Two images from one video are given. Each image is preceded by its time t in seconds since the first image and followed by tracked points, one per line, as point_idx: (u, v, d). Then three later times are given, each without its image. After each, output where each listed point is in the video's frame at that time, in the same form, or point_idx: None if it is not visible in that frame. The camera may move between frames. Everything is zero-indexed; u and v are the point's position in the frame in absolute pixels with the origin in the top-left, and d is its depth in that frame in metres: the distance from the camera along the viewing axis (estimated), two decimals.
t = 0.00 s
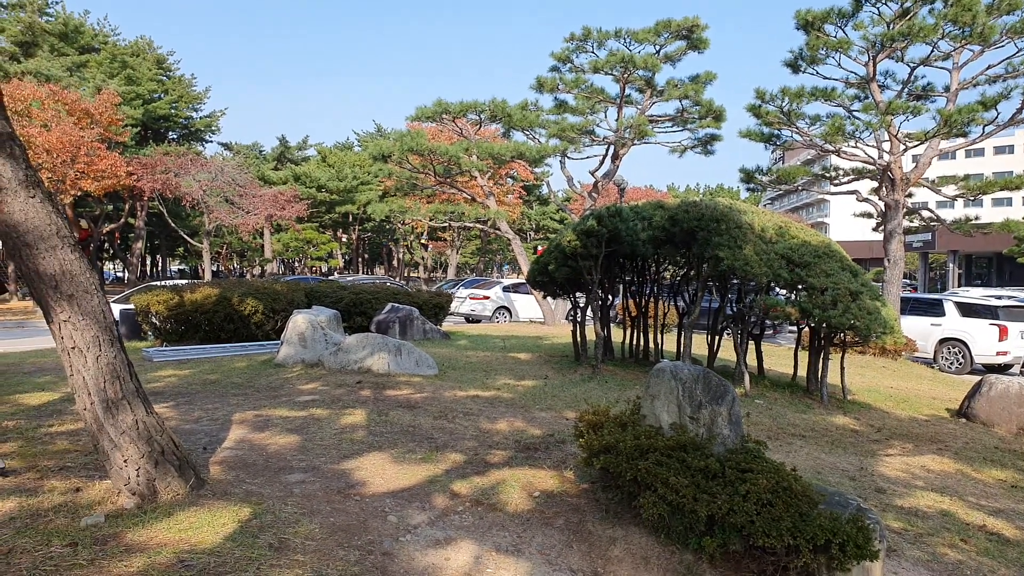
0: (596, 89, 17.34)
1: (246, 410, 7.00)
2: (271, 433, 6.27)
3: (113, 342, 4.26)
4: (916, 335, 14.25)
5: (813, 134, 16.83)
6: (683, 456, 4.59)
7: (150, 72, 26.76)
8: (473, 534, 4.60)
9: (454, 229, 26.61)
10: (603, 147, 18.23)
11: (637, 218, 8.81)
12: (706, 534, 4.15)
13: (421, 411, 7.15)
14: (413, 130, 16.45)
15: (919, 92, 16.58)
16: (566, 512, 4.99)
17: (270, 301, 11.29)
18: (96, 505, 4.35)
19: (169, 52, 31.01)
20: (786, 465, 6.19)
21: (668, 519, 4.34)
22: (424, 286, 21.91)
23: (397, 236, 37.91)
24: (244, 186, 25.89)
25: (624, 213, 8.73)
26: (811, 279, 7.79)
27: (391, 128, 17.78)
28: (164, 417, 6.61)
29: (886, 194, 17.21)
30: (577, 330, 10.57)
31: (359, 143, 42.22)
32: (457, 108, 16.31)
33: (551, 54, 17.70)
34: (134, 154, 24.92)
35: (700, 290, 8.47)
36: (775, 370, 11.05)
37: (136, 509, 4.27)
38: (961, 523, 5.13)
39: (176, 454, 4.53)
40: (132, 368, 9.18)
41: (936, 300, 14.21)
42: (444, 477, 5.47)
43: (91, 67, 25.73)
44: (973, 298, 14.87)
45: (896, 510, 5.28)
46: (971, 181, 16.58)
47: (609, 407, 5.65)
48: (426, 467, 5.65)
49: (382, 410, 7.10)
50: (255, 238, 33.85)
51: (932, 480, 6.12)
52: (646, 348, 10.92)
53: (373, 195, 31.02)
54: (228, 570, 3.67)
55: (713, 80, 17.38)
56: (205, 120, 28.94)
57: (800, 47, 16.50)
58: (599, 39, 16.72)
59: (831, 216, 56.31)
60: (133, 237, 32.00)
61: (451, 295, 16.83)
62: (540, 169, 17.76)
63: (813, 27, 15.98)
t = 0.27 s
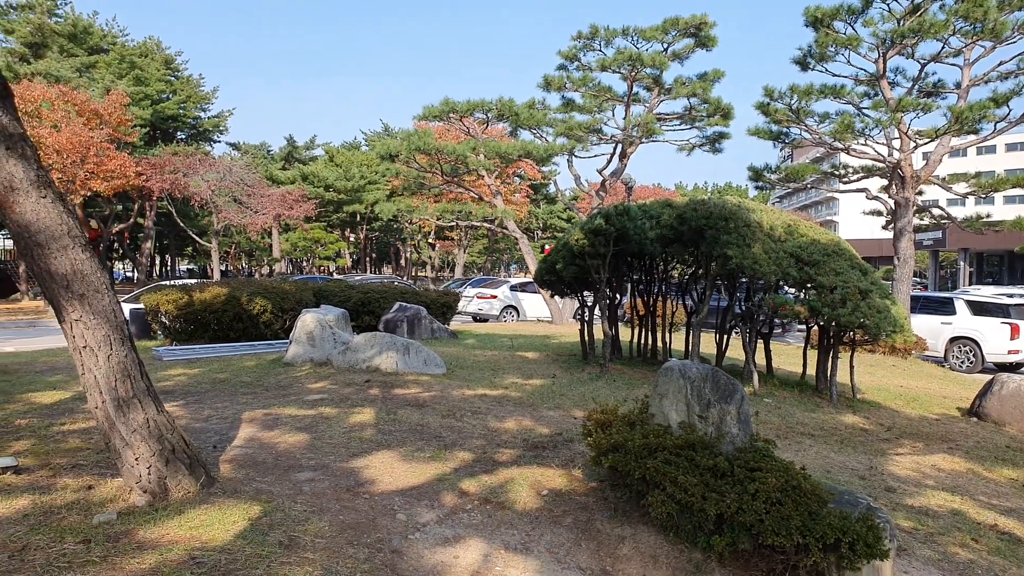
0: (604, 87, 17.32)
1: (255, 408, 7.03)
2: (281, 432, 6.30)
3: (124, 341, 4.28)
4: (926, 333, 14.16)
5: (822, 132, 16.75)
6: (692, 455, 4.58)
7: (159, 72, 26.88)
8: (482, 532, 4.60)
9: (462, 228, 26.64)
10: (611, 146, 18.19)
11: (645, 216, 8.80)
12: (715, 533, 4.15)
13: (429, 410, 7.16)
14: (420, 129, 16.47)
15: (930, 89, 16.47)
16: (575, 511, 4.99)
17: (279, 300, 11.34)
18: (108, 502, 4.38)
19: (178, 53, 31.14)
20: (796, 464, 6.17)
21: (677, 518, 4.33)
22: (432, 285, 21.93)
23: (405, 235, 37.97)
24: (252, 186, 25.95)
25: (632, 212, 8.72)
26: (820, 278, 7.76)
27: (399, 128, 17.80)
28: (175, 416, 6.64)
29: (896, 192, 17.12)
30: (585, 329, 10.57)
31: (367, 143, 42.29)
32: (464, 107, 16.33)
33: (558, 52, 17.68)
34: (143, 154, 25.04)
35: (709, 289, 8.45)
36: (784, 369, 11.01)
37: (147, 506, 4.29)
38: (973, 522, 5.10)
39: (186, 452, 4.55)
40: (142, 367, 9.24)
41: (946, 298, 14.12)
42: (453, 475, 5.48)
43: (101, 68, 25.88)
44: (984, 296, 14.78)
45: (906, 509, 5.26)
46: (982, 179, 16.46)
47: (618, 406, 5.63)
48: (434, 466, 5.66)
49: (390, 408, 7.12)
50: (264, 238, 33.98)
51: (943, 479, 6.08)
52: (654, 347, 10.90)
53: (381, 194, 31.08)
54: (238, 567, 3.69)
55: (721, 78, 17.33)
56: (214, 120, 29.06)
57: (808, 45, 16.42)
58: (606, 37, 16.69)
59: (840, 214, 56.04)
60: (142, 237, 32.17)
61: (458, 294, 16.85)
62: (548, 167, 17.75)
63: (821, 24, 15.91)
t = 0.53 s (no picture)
0: (618, 87, 17.28)
1: (270, 406, 7.06)
2: (295, 429, 6.32)
3: (141, 338, 4.30)
4: (944, 336, 14.01)
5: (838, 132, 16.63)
6: (707, 457, 4.54)
7: (176, 71, 27.09)
8: (495, 532, 4.59)
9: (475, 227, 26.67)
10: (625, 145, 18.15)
11: (660, 217, 8.78)
12: (730, 536, 4.11)
13: (443, 409, 7.17)
14: (435, 129, 16.50)
15: (948, 89, 16.32)
16: (588, 512, 4.96)
17: (293, 298, 11.39)
18: (124, 498, 4.40)
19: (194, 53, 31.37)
20: (812, 467, 6.12)
21: (692, 521, 4.30)
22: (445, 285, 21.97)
23: (418, 234, 38.05)
24: (267, 185, 26.06)
25: (647, 212, 8.69)
26: (836, 279, 7.70)
27: (414, 127, 17.85)
28: (190, 413, 6.68)
29: (914, 193, 16.98)
30: (599, 330, 10.54)
31: (381, 142, 42.42)
32: (479, 107, 16.35)
33: (573, 52, 17.66)
34: (160, 153, 25.26)
35: (723, 289, 8.40)
36: (799, 371, 10.93)
37: (163, 503, 4.31)
38: (993, 528, 5.03)
39: (201, 449, 4.57)
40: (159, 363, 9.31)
41: (965, 300, 13.97)
42: (466, 475, 5.48)
43: (119, 67, 26.12)
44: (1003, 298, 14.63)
45: (924, 514, 5.20)
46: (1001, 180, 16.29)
47: (632, 407, 5.60)
48: (447, 465, 5.66)
49: (404, 407, 7.13)
50: (278, 237, 34.16)
51: (961, 484, 6.01)
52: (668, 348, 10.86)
53: (395, 193, 31.15)
54: (252, 565, 3.70)
55: (737, 78, 17.25)
56: (229, 119, 29.25)
57: (825, 45, 16.32)
58: (621, 37, 16.65)
59: (856, 215, 55.62)
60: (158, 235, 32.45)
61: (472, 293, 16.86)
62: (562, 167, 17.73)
63: (838, 24, 15.80)
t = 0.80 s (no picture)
0: (634, 89, 17.25)
1: (286, 407, 7.10)
2: (311, 430, 6.35)
3: (160, 338, 4.33)
4: (964, 340, 13.87)
5: (856, 134, 16.50)
6: (725, 460, 4.50)
7: (193, 74, 27.34)
8: (511, 534, 4.58)
9: (490, 229, 26.70)
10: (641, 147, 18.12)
11: (676, 219, 8.75)
12: (748, 539, 4.07)
13: (458, 410, 7.17)
14: (450, 131, 16.55)
15: (969, 90, 16.16)
16: (605, 514, 4.94)
17: (309, 300, 11.46)
18: (143, 497, 4.44)
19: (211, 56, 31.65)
20: (830, 470, 6.07)
21: (709, 524, 4.27)
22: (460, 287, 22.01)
23: (432, 236, 38.13)
24: (283, 187, 26.21)
25: (663, 214, 8.66)
26: (854, 282, 7.64)
27: (428, 129, 17.90)
28: (207, 413, 6.73)
29: (934, 195, 16.82)
30: (614, 332, 10.52)
31: (396, 144, 42.58)
32: (494, 109, 16.38)
33: (589, 54, 17.65)
34: (177, 155, 25.49)
35: (740, 292, 8.35)
36: (816, 374, 10.85)
37: (181, 502, 4.34)
38: (1015, 534, 4.96)
39: (219, 449, 4.59)
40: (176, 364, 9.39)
41: (985, 304, 13.83)
42: (482, 476, 5.47)
43: (137, 70, 26.40)
44: None
45: (944, 520, 5.13)
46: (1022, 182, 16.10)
47: (649, 409, 5.56)
48: (463, 466, 5.66)
49: (419, 408, 7.14)
50: (294, 239, 34.38)
51: (982, 490, 5.93)
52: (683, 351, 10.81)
53: (410, 196, 31.24)
54: (270, 564, 3.72)
55: (753, 79, 17.18)
56: (246, 122, 29.46)
57: (843, 46, 16.22)
58: (637, 39, 16.63)
59: (873, 218, 55.17)
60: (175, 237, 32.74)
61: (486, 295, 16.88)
62: (577, 169, 17.72)
63: (857, 25, 15.69)
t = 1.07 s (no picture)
0: (650, 86, 17.17)
1: (303, 405, 7.14)
2: (328, 428, 6.38)
3: (180, 337, 4.36)
4: (985, 339, 13.70)
5: (876, 131, 16.34)
6: (743, 459, 4.47)
7: (211, 74, 27.57)
8: (528, 532, 4.57)
9: (506, 228, 26.72)
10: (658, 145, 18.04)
11: (693, 217, 8.71)
12: (767, 539, 4.04)
13: (474, 409, 7.18)
14: (466, 130, 16.58)
15: (992, 86, 15.94)
16: (622, 513, 4.92)
17: (326, 298, 11.53)
18: (163, 494, 4.48)
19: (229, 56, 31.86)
20: (850, 470, 6.02)
21: (728, 523, 4.24)
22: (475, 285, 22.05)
23: (448, 235, 38.21)
24: (300, 186, 26.37)
25: (680, 212, 8.63)
26: (874, 281, 7.57)
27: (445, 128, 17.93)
28: (226, 410, 6.79)
29: (955, 193, 16.61)
30: (631, 331, 10.48)
31: (411, 143, 42.69)
32: (510, 107, 16.39)
33: (605, 52, 17.60)
34: (195, 155, 25.71)
35: (758, 291, 8.29)
36: (835, 374, 10.77)
37: (200, 499, 4.38)
38: None
39: (238, 446, 4.63)
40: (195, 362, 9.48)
41: (1007, 303, 13.66)
42: (499, 475, 5.48)
43: (156, 71, 26.66)
44: None
45: (967, 521, 5.07)
46: None
47: (666, 408, 5.53)
48: (480, 465, 5.66)
49: (436, 407, 7.15)
50: (311, 238, 34.59)
51: (1005, 491, 5.84)
52: (701, 350, 10.76)
53: (426, 195, 31.32)
54: (289, 561, 3.74)
55: (772, 77, 17.04)
56: (263, 121, 29.65)
57: (863, 42, 16.05)
58: (654, 36, 16.55)
59: (892, 216, 54.60)
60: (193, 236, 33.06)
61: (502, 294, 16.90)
62: (593, 167, 17.67)
63: (877, 21, 15.53)
